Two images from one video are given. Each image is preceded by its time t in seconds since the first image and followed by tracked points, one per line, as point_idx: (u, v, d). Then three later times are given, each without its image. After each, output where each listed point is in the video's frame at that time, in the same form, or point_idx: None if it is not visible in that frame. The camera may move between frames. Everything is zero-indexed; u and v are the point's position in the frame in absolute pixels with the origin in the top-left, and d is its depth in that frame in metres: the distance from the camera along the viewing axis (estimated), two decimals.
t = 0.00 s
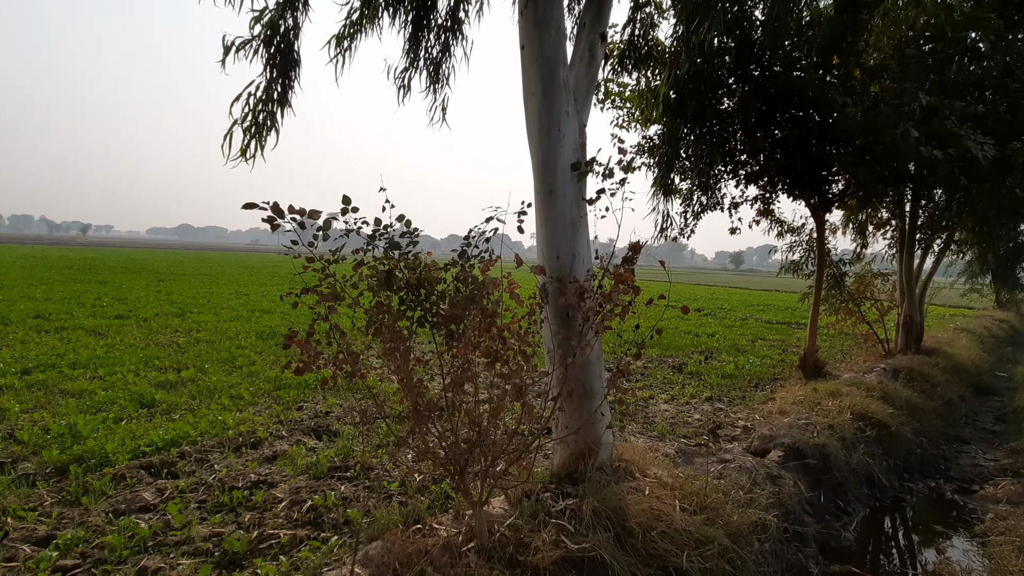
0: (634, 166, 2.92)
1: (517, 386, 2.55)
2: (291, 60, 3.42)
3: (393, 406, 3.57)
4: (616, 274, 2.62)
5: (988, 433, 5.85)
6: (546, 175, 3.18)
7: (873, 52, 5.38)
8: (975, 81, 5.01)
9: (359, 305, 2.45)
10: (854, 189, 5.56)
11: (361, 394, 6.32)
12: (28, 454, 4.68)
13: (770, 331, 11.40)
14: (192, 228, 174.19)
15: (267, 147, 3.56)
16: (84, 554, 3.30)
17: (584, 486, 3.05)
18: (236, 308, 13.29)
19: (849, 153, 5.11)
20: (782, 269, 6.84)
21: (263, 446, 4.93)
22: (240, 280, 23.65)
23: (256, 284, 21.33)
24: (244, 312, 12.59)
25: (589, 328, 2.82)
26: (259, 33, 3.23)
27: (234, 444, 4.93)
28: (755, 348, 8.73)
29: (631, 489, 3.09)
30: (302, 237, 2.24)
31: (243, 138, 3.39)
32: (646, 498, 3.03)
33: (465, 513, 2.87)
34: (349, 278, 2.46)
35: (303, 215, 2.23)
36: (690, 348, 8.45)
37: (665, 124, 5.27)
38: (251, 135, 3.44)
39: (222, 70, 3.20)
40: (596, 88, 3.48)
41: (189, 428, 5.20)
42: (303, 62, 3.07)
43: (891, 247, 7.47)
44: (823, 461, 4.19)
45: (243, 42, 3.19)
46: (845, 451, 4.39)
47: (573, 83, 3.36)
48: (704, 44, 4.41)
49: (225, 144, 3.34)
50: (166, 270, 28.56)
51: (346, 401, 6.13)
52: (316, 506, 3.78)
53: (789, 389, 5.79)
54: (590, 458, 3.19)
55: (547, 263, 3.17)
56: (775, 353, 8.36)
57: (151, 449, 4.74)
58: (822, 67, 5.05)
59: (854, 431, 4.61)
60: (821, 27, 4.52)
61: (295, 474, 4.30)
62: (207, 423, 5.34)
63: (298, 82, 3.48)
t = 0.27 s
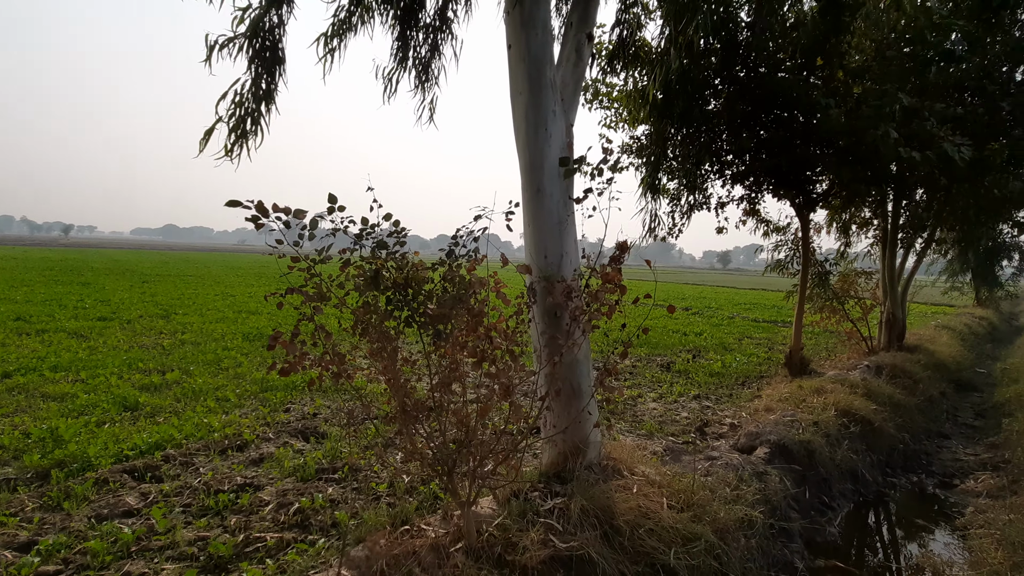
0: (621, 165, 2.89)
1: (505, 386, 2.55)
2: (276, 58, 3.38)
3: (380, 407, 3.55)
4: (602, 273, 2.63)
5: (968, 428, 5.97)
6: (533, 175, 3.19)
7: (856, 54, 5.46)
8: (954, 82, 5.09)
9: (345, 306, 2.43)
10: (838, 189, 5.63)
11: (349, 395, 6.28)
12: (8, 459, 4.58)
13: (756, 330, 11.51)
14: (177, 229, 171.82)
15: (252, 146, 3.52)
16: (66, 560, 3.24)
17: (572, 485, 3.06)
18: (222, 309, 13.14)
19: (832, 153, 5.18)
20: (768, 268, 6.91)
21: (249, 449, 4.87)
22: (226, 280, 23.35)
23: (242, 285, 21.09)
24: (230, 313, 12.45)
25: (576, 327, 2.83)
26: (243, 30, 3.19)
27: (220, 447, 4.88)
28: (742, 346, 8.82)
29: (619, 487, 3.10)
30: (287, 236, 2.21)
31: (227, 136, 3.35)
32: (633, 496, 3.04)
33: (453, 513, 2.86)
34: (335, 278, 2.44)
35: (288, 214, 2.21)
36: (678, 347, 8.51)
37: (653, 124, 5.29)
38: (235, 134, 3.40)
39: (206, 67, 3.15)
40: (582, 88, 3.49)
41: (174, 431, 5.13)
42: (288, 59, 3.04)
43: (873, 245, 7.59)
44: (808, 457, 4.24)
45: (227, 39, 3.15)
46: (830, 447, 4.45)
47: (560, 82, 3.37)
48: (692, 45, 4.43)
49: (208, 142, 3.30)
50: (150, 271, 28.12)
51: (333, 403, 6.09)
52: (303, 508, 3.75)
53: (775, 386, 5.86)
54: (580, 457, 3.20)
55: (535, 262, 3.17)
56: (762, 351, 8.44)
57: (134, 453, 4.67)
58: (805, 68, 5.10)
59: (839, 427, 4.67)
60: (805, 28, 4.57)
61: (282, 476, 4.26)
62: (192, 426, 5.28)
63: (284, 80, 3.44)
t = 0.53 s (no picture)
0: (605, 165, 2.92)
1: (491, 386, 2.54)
2: (260, 56, 3.35)
3: (366, 408, 3.52)
4: (588, 272, 2.64)
5: (948, 423, 6.09)
6: (519, 175, 3.19)
7: (837, 56, 5.54)
8: (931, 84, 5.19)
9: (328, 305, 2.41)
10: (821, 188, 5.71)
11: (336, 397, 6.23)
12: None
13: (742, 327, 11.63)
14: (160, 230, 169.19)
15: (236, 146, 3.47)
16: (45, 568, 3.17)
17: (559, 484, 3.06)
18: (206, 311, 12.97)
19: (815, 153, 5.25)
20: (753, 267, 6.98)
21: (234, 452, 4.82)
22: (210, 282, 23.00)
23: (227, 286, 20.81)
24: (215, 315, 12.29)
25: (561, 327, 2.84)
26: (226, 28, 3.15)
27: (204, 450, 4.81)
28: (729, 344, 8.90)
29: (606, 485, 3.11)
30: (269, 236, 2.18)
31: (211, 136, 3.30)
32: (620, 493, 3.06)
33: (440, 514, 2.85)
34: (317, 278, 2.41)
35: (269, 213, 2.18)
36: (665, 345, 8.57)
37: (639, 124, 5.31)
38: (219, 134, 3.35)
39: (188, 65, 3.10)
40: (568, 88, 3.50)
41: (157, 435, 5.05)
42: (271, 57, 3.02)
43: (855, 244, 7.71)
44: (792, 453, 4.29)
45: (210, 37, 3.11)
46: (814, 443, 4.52)
47: (545, 82, 3.38)
48: (677, 45, 4.46)
49: (192, 142, 3.25)
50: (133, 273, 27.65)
51: (320, 405, 6.03)
52: (289, 512, 3.71)
53: (760, 383, 5.92)
54: (568, 456, 3.21)
55: (522, 262, 3.17)
56: (748, 348, 8.53)
57: (116, 457, 4.58)
58: (788, 69, 5.17)
59: (822, 423, 4.74)
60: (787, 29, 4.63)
61: (267, 479, 4.22)
62: (175, 429, 5.20)
63: (269, 79, 3.41)
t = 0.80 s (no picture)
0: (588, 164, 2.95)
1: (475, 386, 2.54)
2: (241, 55, 3.30)
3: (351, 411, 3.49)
4: (571, 271, 2.65)
5: (925, 416, 6.23)
6: (502, 175, 3.19)
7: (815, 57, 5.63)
8: (906, 85, 5.30)
9: (309, 306, 2.38)
10: (801, 187, 5.80)
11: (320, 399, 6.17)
12: None
13: (726, 325, 11.77)
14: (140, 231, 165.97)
15: (216, 146, 3.42)
16: None
17: (545, 484, 3.07)
18: (188, 314, 12.75)
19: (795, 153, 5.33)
20: (736, 265, 7.07)
21: (216, 456, 4.75)
22: (191, 284, 22.60)
23: (209, 289, 20.48)
24: (197, 317, 12.10)
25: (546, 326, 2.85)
26: (206, 26, 3.11)
27: (185, 455, 4.73)
28: (713, 342, 9.00)
29: (591, 484, 3.13)
30: (246, 238, 2.15)
31: (190, 136, 3.25)
32: (605, 491, 3.07)
33: (426, 515, 2.84)
34: (296, 278, 2.38)
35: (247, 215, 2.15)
36: (650, 343, 8.63)
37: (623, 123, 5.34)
38: (199, 133, 3.30)
39: (166, 63, 3.05)
40: (551, 87, 3.51)
41: (137, 440, 4.96)
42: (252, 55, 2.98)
43: (835, 242, 7.85)
44: (775, 449, 4.36)
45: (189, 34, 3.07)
46: (795, 437, 4.59)
47: (528, 82, 3.39)
48: (659, 45, 4.50)
49: (170, 141, 3.19)
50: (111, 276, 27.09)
51: (304, 407, 5.97)
52: (273, 516, 3.67)
53: (743, 380, 6.00)
54: (553, 454, 3.22)
55: (505, 262, 3.18)
56: (731, 346, 8.63)
57: (94, 464, 4.49)
58: (768, 70, 5.24)
59: (803, 418, 4.82)
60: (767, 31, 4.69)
61: (250, 483, 4.17)
62: (156, 434, 5.11)
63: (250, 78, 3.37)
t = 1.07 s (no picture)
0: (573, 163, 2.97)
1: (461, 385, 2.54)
2: (226, 53, 3.27)
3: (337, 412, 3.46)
4: (557, 270, 2.66)
5: (906, 411, 6.35)
6: (488, 174, 3.19)
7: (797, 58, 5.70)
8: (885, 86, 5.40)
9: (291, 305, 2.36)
10: (784, 186, 5.87)
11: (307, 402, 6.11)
12: None
13: (712, 323, 11.88)
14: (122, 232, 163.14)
15: (200, 145, 3.38)
16: None
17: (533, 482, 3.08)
18: (171, 316, 12.57)
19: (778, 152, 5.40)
20: (722, 263, 7.13)
21: (201, 460, 4.69)
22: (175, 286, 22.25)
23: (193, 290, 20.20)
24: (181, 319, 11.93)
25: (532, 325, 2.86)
26: (190, 23, 3.07)
27: (169, 459, 4.67)
28: (699, 339, 9.08)
29: (579, 482, 3.15)
30: (227, 238, 2.12)
31: (173, 135, 3.21)
32: (593, 489, 3.09)
33: (414, 516, 2.83)
34: (279, 278, 2.36)
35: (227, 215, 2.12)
36: (638, 342, 8.69)
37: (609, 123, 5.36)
38: (182, 132, 3.26)
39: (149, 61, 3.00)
40: (536, 86, 3.52)
41: (119, 444, 4.88)
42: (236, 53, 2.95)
43: (818, 240, 7.96)
44: (760, 444, 4.41)
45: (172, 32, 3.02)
46: (780, 433, 4.65)
47: (513, 80, 3.39)
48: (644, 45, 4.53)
49: (153, 140, 3.15)
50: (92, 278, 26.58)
51: (290, 409, 5.92)
52: (259, 519, 3.63)
53: (729, 377, 6.06)
54: (541, 453, 3.23)
55: (492, 260, 3.18)
56: (717, 343, 8.72)
57: (75, 469, 4.41)
58: (751, 71, 5.30)
59: (788, 414, 4.88)
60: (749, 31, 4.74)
61: (236, 487, 4.12)
62: (139, 438, 5.03)
63: (234, 76, 3.33)
